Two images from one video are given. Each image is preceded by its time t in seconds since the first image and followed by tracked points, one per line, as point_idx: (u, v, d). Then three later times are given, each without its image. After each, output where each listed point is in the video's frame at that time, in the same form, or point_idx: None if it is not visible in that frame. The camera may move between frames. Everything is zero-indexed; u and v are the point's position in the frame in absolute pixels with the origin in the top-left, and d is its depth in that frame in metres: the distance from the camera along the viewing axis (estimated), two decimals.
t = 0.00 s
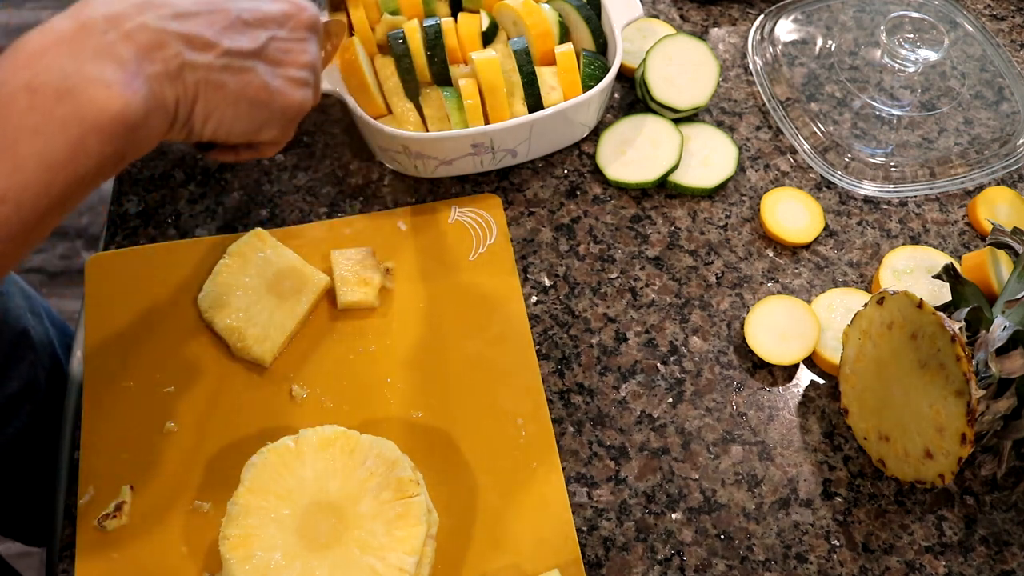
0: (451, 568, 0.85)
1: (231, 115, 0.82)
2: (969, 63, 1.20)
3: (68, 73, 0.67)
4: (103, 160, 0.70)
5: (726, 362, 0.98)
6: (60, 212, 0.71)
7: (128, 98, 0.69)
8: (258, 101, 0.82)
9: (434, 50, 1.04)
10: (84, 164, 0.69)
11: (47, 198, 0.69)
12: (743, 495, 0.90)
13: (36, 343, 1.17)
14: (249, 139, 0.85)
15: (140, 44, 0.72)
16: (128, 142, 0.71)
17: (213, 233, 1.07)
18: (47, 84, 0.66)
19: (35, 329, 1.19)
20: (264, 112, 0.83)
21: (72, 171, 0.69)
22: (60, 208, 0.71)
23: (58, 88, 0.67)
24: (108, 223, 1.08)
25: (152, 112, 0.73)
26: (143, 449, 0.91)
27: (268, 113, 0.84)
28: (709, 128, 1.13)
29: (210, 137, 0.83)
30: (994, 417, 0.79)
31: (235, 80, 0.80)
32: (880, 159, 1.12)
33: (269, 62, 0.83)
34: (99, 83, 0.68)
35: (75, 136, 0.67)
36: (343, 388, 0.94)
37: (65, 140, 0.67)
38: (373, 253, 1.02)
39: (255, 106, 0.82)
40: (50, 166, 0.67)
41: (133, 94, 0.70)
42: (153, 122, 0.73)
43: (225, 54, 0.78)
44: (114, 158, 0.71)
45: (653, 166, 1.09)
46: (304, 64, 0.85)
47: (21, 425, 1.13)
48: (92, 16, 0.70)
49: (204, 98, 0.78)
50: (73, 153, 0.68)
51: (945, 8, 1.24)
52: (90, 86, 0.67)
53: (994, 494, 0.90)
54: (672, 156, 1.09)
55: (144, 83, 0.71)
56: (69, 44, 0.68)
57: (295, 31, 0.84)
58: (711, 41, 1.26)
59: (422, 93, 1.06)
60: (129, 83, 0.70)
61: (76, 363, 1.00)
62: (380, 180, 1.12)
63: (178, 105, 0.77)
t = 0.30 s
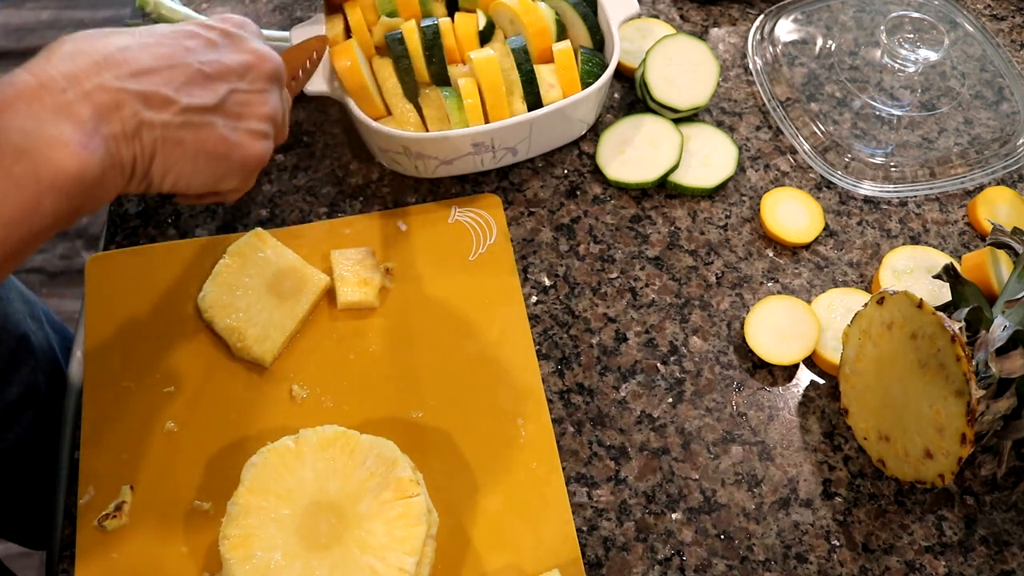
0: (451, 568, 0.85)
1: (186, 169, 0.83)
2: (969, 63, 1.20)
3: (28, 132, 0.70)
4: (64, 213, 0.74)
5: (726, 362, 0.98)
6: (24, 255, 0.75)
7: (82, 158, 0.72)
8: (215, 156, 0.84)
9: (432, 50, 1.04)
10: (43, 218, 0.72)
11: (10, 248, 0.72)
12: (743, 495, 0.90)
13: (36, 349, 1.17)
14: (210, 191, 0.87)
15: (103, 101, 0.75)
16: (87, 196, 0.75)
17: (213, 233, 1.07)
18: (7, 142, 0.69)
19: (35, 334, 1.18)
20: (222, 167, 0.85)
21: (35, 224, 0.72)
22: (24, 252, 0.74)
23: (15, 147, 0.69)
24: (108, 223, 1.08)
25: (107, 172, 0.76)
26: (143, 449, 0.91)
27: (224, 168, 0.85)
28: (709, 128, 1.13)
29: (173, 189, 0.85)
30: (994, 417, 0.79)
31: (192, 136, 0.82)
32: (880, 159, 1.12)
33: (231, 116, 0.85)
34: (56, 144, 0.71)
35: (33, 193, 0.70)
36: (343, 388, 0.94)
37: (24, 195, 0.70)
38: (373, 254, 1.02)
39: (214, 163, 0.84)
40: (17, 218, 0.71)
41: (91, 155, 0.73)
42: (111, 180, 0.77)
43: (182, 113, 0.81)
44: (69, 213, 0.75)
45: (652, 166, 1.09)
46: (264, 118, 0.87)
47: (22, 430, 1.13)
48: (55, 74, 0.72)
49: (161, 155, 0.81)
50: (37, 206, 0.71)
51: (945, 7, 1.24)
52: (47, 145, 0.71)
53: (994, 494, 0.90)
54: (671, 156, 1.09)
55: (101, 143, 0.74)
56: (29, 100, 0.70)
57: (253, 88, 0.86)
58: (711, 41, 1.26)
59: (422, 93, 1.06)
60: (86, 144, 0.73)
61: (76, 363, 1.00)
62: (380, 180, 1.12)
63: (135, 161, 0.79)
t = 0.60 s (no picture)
0: (451, 568, 0.85)
1: (260, 27, 0.77)
2: (969, 63, 1.20)
3: None
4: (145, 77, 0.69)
5: (726, 362, 0.98)
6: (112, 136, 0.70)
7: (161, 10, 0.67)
8: (283, 11, 0.77)
9: (426, 50, 1.03)
10: (135, 72, 0.67)
11: (97, 124, 0.67)
12: (743, 494, 0.90)
13: (36, 356, 1.17)
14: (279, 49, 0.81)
15: None
16: (169, 52, 0.70)
17: (213, 233, 1.07)
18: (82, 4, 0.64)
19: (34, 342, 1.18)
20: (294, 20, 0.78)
21: (122, 83, 0.67)
22: (111, 132, 0.69)
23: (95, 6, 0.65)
24: (108, 223, 1.08)
25: (184, 24, 0.70)
26: (143, 449, 0.91)
27: (294, 23, 0.78)
28: (709, 127, 1.14)
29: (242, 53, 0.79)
30: (994, 417, 0.79)
31: None
32: (880, 159, 1.12)
33: None
34: None
35: (119, 44, 0.66)
36: (343, 388, 0.94)
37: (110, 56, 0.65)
38: (373, 253, 1.02)
39: (282, 18, 0.77)
40: (99, 79, 0.65)
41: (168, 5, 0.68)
42: (190, 32, 0.71)
43: None
44: (159, 69, 0.70)
45: (652, 166, 1.10)
46: None
47: (26, 434, 1.14)
48: None
49: (231, 9, 0.75)
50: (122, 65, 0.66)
51: (945, 8, 1.24)
52: (125, 0, 0.66)
53: (994, 494, 0.90)
54: (671, 156, 1.09)
55: None
56: None
57: None
58: (711, 41, 1.26)
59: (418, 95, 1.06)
60: None
61: (76, 363, 1.00)
62: (380, 180, 1.12)
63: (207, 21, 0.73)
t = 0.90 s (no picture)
0: (451, 568, 0.85)
1: None
2: (969, 63, 1.20)
3: None
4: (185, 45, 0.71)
5: (726, 362, 0.98)
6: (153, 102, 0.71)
7: None
8: None
9: (423, 51, 1.04)
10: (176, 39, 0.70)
11: (145, 90, 0.68)
12: (743, 494, 0.90)
13: (34, 357, 1.17)
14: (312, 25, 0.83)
15: None
16: (210, 17, 0.73)
17: (213, 233, 1.07)
18: None
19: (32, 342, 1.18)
20: None
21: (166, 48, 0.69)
22: (155, 97, 0.71)
23: None
24: (108, 223, 1.08)
25: None
26: (143, 449, 0.91)
27: None
28: (709, 127, 1.14)
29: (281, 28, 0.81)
30: (994, 417, 0.79)
31: None
32: (880, 159, 1.12)
33: None
34: None
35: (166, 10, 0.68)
36: (343, 388, 0.94)
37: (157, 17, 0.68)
38: (373, 254, 1.02)
39: None
40: (148, 42, 0.67)
41: None
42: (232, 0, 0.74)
43: None
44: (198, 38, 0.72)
45: (652, 166, 1.09)
46: None
47: (25, 434, 1.14)
48: None
49: None
50: (165, 30, 0.69)
51: (945, 8, 1.24)
52: None
53: (994, 494, 0.90)
54: (671, 156, 1.09)
55: None
56: None
57: None
58: (711, 41, 1.26)
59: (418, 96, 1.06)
60: None
61: (76, 363, 1.00)
62: (380, 180, 1.12)
63: None
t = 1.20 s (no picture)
0: (451, 568, 0.85)
1: (260, 75, 0.70)
2: (969, 63, 1.20)
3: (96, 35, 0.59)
4: (131, 138, 0.62)
5: (726, 362, 0.98)
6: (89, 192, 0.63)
7: (159, 63, 0.61)
8: (286, 61, 0.70)
9: (423, 51, 1.04)
10: (112, 136, 0.60)
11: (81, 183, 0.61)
12: (743, 494, 0.90)
13: (34, 357, 1.16)
14: (278, 104, 0.74)
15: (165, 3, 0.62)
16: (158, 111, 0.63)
17: (213, 233, 1.07)
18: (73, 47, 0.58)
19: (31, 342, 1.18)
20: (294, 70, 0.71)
21: (104, 144, 0.60)
22: (91, 188, 0.63)
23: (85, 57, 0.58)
24: (108, 223, 1.08)
25: (181, 79, 0.64)
26: (143, 450, 0.91)
27: (295, 73, 0.72)
28: (709, 127, 1.14)
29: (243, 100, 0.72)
30: (994, 417, 0.79)
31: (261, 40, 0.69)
32: (880, 159, 1.12)
33: (296, 17, 0.71)
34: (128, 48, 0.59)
35: (105, 104, 0.59)
36: (343, 388, 0.94)
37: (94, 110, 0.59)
38: (373, 254, 1.02)
39: (284, 69, 0.71)
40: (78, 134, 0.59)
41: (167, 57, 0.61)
42: (188, 88, 0.65)
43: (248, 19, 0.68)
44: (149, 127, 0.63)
45: (652, 166, 1.09)
46: None
47: (25, 435, 1.14)
48: None
49: (233, 59, 0.68)
50: (108, 124, 0.60)
51: (945, 7, 1.24)
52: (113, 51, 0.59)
53: (994, 494, 0.90)
54: (671, 156, 1.09)
55: (175, 41, 0.62)
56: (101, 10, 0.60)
57: None
58: (711, 41, 1.26)
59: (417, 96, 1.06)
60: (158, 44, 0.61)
61: (76, 363, 1.00)
62: (380, 180, 1.12)
63: (206, 65, 0.66)
